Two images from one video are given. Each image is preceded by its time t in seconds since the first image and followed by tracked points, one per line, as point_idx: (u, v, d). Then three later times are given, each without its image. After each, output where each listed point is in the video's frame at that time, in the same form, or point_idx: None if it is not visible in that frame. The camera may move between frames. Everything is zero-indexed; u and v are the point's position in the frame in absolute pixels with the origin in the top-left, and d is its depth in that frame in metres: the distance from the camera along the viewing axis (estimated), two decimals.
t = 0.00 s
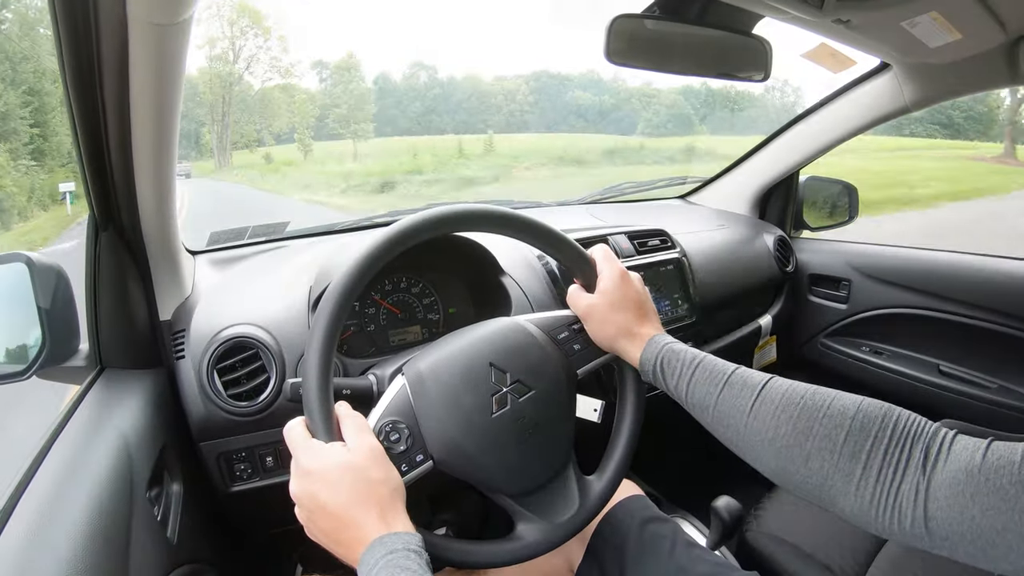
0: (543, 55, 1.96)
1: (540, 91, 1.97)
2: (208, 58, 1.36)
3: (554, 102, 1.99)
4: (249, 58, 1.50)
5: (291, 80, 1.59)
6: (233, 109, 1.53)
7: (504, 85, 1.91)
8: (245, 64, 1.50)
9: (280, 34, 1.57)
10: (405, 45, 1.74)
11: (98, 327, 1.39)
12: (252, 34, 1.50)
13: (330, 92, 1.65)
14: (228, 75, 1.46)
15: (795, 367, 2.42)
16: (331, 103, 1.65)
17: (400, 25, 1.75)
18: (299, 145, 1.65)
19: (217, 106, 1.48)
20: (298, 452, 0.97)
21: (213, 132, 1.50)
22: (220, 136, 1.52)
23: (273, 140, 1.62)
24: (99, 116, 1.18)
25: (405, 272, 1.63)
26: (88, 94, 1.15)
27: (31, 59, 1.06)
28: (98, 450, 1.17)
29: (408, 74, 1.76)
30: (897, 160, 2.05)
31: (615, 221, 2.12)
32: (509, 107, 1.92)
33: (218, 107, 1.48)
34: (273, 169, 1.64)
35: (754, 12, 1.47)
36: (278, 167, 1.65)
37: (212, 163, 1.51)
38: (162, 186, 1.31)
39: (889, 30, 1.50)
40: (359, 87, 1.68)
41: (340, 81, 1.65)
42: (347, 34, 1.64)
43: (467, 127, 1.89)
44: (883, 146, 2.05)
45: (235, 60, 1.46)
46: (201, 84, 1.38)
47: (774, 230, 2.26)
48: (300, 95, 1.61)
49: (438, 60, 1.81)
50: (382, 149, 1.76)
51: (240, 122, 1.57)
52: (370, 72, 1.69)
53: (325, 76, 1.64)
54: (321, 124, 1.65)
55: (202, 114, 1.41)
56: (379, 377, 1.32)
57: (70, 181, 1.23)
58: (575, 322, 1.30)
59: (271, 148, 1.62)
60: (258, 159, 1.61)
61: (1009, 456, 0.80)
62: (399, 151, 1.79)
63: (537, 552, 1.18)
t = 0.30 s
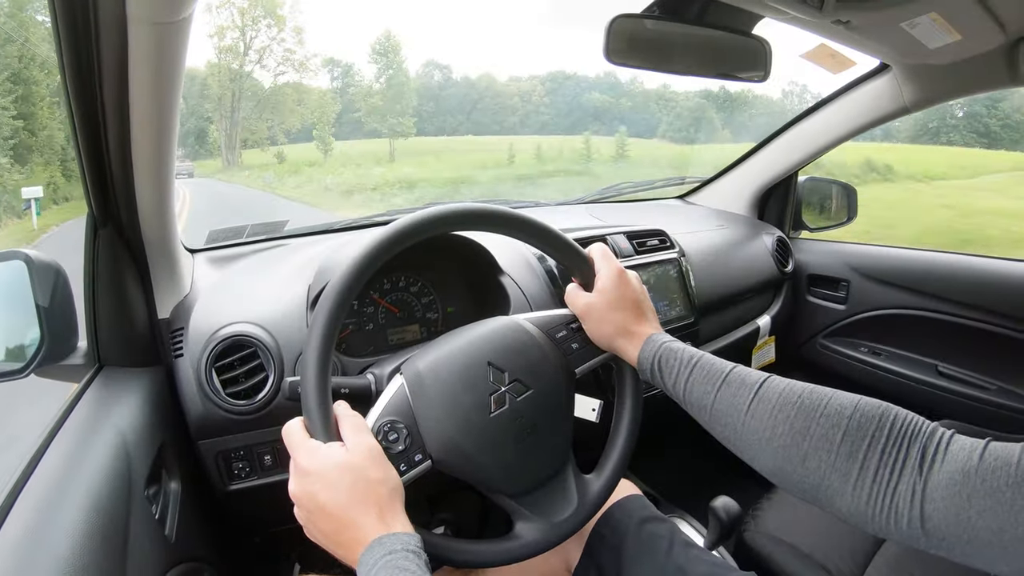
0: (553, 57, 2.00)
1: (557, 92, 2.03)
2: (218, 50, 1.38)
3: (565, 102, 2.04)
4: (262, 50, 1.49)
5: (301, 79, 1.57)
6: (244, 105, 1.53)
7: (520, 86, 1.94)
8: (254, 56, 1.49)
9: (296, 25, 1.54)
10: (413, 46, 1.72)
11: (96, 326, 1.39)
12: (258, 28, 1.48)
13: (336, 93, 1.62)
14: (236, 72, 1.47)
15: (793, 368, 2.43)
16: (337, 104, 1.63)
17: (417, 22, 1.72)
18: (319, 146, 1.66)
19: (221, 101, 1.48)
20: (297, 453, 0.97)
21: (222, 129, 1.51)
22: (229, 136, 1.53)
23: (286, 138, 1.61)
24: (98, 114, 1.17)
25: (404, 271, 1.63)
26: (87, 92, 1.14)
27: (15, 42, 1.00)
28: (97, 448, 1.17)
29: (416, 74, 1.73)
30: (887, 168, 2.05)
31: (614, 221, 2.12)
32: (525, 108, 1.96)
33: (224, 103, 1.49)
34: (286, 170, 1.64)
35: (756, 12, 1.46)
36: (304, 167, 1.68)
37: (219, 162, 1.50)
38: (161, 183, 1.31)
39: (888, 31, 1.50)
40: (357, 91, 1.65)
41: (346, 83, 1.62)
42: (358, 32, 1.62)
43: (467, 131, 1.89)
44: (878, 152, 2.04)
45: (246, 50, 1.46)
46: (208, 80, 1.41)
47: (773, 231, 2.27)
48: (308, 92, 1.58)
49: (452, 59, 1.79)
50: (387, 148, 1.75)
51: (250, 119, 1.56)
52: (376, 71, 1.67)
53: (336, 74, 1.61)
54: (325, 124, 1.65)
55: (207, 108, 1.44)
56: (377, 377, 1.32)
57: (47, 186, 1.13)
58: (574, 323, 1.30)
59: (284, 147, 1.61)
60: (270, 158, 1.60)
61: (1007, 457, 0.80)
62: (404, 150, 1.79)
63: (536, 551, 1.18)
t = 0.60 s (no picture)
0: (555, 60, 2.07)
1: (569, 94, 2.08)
2: (229, 41, 1.43)
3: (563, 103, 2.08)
4: (275, 40, 1.57)
5: (302, 81, 1.62)
6: (258, 101, 1.60)
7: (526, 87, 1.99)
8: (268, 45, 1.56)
9: (311, 13, 1.60)
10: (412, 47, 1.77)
11: (94, 328, 1.38)
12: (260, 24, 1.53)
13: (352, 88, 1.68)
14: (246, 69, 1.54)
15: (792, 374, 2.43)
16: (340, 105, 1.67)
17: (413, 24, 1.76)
18: (342, 143, 1.70)
19: (230, 94, 1.54)
20: (294, 456, 0.97)
21: (231, 125, 1.58)
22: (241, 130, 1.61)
23: (300, 135, 1.63)
24: (99, 117, 1.18)
25: (403, 275, 1.63)
26: (87, 94, 1.15)
27: (17, 43, 1.00)
28: (94, 450, 1.17)
29: (437, 66, 1.81)
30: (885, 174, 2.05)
31: (612, 227, 2.12)
32: (541, 108, 2.03)
33: (232, 99, 1.55)
34: (297, 171, 1.67)
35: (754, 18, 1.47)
36: (329, 167, 1.70)
37: (230, 160, 1.56)
38: (161, 185, 1.31)
39: (887, 37, 1.50)
40: (371, 90, 1.70)
41: (355, 78, 1.67)
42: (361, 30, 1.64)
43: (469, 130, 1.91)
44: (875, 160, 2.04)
45: (260, 40, 1.54)
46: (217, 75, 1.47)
47: (772, 236, 2.29)
48: (316, 92, 1.64)
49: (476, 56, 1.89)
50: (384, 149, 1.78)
51: (263, 113, 1.61)
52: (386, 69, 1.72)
53: (348, 71, 1.67)
54: (322, 126, 1.66)
55: (212, 106, 1.45)
56: (376, 380, 1.32)
57: (48, 187, 1.14)
58: (573, 327, 1.30)
59: (299, 145, 1.64)
60: (286, 159, 1.63)
61: (1005, 462, 0.80)
62: (402, 151, 1.82)
63: (533, 556, 1.18)
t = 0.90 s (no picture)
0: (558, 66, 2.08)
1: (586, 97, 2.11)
2: (240, 28, 1.47)
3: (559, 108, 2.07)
4: (289, 28, 1.60)
5: (314, 78, 1.65)
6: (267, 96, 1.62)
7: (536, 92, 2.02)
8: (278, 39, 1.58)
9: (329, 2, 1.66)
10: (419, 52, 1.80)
11: (90, 326, 1.38)
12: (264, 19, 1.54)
13: (362, 87, 1.70)
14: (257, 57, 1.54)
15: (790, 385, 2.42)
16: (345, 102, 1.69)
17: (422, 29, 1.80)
18: (371, 141, 1.75)
19: (240, 85, 1.56)
20: (287, 457, 0.96)
21: (242, 122, 1.58)
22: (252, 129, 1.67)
23: (315, 132, 1.67)
24: (100, 115, 1.19)
25: (401, 279, 1.63)
26: (89, 92, 1.15)
27: (20, 40, 1.01)
28: (88, 448, 1.17)
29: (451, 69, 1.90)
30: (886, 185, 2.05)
31: (611, 234, 2.13)
32: (563, 105, 2.06)
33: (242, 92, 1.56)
34: (298, 172, 1.69)
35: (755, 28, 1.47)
36: (356, 167, 1.77)
37: (238, 158, 1.57)
38: (161, 184, 1.32)
39: (888, 49, 1.50)
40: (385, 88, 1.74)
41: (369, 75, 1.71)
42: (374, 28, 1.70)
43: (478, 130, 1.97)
44: (876, 171, 2.05)
45: (273, 28, 1.57)
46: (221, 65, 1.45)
47: (771, 247, 2.29)
48: (327, 92, 1.67)
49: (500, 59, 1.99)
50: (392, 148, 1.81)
51: (275, 108, 1.64)
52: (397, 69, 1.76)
53: (361, 68, 1.70)
54: (324, 127, 1.67)
55: (215, 105, 1.46)
56: (372, 384, 1.32)
57: (47, 184, 1.14)
58: (570, 334, 1.30)
59: (315, 143, 1.68)
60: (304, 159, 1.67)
61: (1000, 477, 0.79)
62: (418, 150, 1.86)
63: (525, 563, 1.17)
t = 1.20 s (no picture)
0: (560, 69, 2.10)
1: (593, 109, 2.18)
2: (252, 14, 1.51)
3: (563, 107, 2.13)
4: (304, 15, 1.61)
5: (330, 69, 1.68)
6: (279, 90, 1.66)
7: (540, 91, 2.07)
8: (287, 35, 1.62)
9: None
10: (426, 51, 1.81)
11: (88, 323, 1.38)
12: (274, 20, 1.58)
13: (372, 83, 1.72)
14: (269, 51, 1.59)
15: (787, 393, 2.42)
16: (352, 98, 1.71)
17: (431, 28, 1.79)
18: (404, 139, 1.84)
19: (249, 77, 1.60)
20: (283, 457, 0.96)
21: (250, 118, 1.65)
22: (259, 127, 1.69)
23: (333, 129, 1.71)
24: (99, 111, 1.19)
25: (399, 282, 1.63)
26: (89, 89, 1.16)
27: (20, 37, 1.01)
28: (82, 445, 1.16)
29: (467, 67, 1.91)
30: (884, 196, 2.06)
31: (609, 240, 2.13)
32: (575, 104, 2.15)
33: (253, 85, 1.62)
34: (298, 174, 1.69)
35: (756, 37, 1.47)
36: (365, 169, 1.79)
37: (249, 156, 1.66)
38: (160, 182, 1.32)
39: (888, 60, 1.51)
40: (394, 84, 1.77)
41: (378, 70, 1.72)
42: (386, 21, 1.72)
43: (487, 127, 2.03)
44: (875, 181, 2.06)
45: (286, 14, 1.59)
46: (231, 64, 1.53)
47: (769, 255, 2.30)
48: (341, 87, 1.71)
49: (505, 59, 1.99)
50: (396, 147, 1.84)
51: (290, 102, 1.68)
52: (408, 65, 1.78)
53: (372, 63, 1.71)
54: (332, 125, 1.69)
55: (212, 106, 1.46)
56: (368, 386, 1.31)
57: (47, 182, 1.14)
58: (567, 340, 1.30)
59: (333, 140, 1.72)
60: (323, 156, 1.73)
61: (996, 488, 0.79)
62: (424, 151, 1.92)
63: (518, 567, 1.17)
